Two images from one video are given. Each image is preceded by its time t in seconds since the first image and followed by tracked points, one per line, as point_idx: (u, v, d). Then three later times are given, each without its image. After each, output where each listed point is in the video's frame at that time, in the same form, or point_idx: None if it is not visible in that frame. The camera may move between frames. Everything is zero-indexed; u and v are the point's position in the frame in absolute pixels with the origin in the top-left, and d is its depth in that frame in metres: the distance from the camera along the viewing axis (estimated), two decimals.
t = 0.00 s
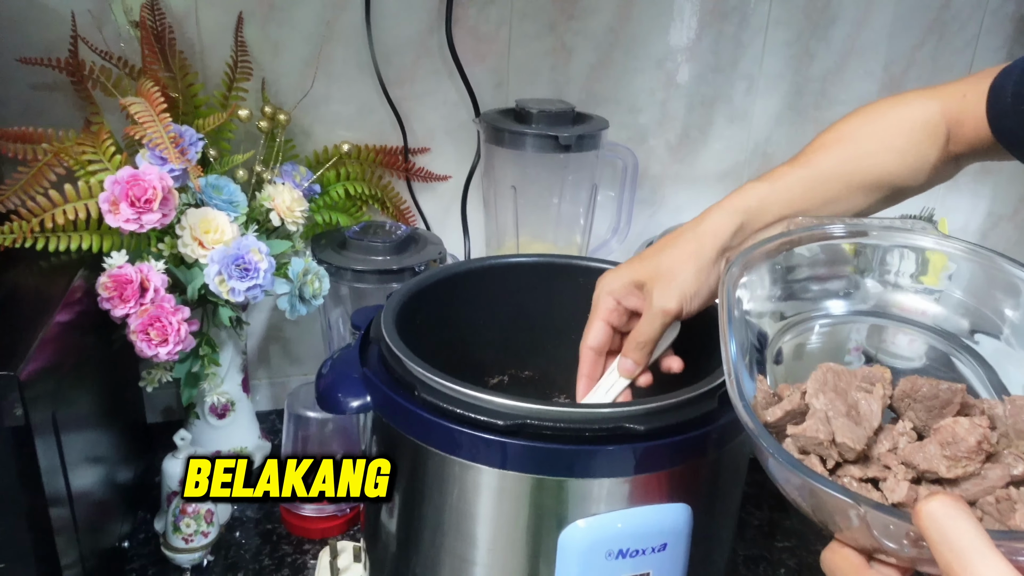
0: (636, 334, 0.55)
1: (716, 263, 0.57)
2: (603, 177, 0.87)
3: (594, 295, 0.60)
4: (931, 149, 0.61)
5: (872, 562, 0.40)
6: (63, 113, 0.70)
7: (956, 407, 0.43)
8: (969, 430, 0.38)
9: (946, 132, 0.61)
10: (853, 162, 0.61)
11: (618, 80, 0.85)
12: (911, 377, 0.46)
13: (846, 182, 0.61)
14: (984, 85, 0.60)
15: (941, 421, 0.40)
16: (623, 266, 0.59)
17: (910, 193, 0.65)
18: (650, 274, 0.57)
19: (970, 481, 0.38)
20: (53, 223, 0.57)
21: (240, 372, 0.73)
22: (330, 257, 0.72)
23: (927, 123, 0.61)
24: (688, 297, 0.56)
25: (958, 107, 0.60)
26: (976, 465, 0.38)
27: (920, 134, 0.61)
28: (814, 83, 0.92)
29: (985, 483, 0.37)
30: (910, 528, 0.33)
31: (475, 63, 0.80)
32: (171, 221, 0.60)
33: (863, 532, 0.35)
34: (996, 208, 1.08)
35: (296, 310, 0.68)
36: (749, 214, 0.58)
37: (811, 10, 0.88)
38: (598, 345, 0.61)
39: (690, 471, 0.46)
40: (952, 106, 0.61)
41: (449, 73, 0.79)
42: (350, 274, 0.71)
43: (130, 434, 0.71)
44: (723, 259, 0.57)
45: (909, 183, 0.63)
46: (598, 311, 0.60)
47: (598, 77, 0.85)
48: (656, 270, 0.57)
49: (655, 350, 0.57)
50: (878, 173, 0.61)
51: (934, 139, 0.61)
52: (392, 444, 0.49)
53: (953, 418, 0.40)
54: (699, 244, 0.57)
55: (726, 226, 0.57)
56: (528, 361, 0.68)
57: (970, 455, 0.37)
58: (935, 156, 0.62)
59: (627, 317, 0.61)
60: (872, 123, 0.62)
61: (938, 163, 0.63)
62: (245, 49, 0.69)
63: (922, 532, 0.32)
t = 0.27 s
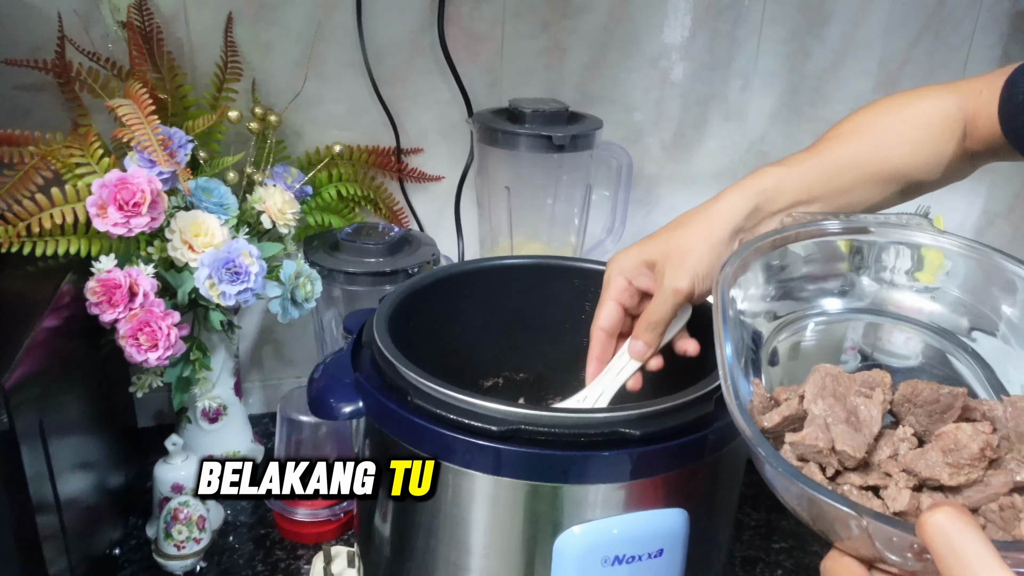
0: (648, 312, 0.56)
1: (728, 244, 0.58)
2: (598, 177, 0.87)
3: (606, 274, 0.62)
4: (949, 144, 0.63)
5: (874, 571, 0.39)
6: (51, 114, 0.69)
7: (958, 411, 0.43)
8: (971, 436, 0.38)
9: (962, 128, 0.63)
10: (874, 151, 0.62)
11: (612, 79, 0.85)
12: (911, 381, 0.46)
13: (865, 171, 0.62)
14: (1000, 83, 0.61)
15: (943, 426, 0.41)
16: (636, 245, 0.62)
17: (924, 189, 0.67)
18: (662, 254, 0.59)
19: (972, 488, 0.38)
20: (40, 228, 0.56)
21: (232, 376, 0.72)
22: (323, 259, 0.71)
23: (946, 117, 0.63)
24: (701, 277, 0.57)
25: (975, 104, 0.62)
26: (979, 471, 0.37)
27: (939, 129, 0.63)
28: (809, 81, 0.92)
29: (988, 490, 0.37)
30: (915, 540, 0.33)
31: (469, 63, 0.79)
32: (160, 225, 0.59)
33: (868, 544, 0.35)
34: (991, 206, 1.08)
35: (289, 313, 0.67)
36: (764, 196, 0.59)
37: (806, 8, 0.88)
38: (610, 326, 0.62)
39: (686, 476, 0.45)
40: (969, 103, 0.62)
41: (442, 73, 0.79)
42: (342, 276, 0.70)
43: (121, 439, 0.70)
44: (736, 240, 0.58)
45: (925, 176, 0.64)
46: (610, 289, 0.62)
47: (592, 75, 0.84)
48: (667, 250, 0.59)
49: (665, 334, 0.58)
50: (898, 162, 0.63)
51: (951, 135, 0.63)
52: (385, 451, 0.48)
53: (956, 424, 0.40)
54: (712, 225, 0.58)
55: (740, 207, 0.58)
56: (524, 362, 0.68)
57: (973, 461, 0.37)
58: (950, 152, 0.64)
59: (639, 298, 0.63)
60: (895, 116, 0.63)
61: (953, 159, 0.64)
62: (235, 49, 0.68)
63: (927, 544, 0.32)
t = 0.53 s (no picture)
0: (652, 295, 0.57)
1: (731, 231, 0.62)
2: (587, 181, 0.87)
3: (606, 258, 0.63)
4: (949, 145, 0.64)
5: None
6: (34, 120, 0.68)
7: (954, 417, 0.43)
8: (965, 444, 0.38)
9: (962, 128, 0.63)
10: (872, 149, 0.64)
11: (601, 82, 0.85)
12: (905, 387, 0.46)
13: (861, 167, 0.65)
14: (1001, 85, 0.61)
15: (938, 434, 0.41)
16: (637, 231, 0.62)
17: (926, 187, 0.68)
18: (666, 240, 0.60)
19: (966, 496, 0.38)
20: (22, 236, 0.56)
21: (219, 383, 0.72)
22: (309, 265, 0.70)
23: (947, 117, 0.63)
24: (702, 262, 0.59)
25: (976, 105, 0.62)
26: (974, 479, 0.37)
27: (938, 129, 0.64)
28: (797, 84, 0.92)
29: (983, 498, 0.37)
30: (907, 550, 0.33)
31: (457, 66, 0.79)
32: (145, 232, 0.59)
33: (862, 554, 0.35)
34: (979, 207, 1.08)
35: (276, 320, 0.67)
36: (766, 186, 0.63)
37: (794, 11, 0.88)
38: (610, 313, 0.62)
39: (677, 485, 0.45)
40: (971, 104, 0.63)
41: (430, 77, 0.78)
42: (330, 282, 0.70)
43: (106, 448, 0.69)
44: (738, 227, 0.62)
45: (926, 174, 0.66)
46: (609, 275, 0.62)
47: (581, 79, 0.84)
48: (671, 237, 0.61)
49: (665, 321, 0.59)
50: (894, 160, 0.65)
51: (951, 134, 0.64)
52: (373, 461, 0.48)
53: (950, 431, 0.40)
54: (718, 211, 0.61)
55: (744, 195, 0.62)
56: (513, 369, 0.67)
57: (968, 469, 0.37)
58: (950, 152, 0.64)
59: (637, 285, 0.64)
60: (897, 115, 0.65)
61: (953, 159, 0.65)
62: (220, 53, 0.68)
63: (922, 554, 0.31)
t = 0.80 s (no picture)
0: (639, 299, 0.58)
1: (717, 235, 0.62)
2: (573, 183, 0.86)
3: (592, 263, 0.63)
4: (934, 149, 0.63)
5: None
6: (13, 123, 0.68)
7: (937, 425, 0.44)
8: (950, 451, 0.38)
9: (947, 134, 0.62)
10: (856, 154, 0.63)
11: (587, 85, 0.85)
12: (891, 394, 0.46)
13: (845, 172, 0.64)
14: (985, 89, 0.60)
15: (923, 442, 0.41)
16: (624, 237, 0.63)
17: (915, 192, 0.67)
18: (651, 245, 0.62)
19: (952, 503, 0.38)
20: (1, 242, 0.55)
21: (203, 389, 0.71)
22: (294, 270, 0.70)
23: (932, 122, 0.62)
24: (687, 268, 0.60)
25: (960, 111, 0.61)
26: (959, 487, 0.38)
27: (923, 133, 0.62)
28: (784, 86, 0.92)
29: (968, 505, 0.38)
30: (894, 554, 0.33)
31: (443, 69, 0.79)
32: (126, 238, 0.58)
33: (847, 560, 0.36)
34: (964, 208, 1.08)
35: (260, 325, 0.66)
36: (753, 190, 0.63)
37: (781, 13, 0.88)
38: (597, 318, 0.62)
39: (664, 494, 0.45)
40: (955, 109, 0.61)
41: (415, 79, 0.78)
42: (315, 287, 0.69)
43: (89, 455, 0.69)
44: (723, 231, 0.63)
45: (911, 180, 0.65)
46: (597, 279, 0.62)
47: (568, 82, 0.84)
48: (657, 242, 0.62)
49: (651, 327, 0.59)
50: (878, 165, 0.64)
51: (936, 140, 0.62)
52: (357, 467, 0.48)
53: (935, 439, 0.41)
54: (704, 215, 0.61)
55: (731, 198, 0.62)
56: (499, 374, 0.67)
57: (953, 476, 0.38)
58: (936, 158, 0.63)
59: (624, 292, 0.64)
60: (884, 119, 0.64)
61: (939, 165, 0.64)
62: (203, 55, 0.67)
63: (908, 561, 0.31)
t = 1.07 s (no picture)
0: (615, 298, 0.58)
1: (691, 229, 0.63)
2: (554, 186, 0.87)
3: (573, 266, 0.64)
4: (915, 157, 0.63)
5: None
6: None
7: (913, 430, 0.45)
8: (925, 457, 0.40)
9: (928, 142, 0.63)
10: (837, 159, 0.64)
11: (567, 87, 0.85)
12: (867, 401, 0.48)
13: (826, 177, 0.64)
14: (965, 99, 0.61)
15: (898, 448, 0.42)
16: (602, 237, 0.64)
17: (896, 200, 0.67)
18: (626, 241, 0.62)
19: (927, 509, 0.39)
20: None
21: (183, 397, 0.71)
22: (274, 275, 0.69)
23: (913, 130, 0.63)
24: (661, 260, 0.60)
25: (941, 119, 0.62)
26: (934, 492, 0.39)
27: (904, 140, 0.63)
28: (763, 88, 0.93)
29: (943, 510, 0.38)
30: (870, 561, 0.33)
31: (423, 72, 0.78)
32: (102, 246, 0.57)
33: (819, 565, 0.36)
34: (943, 207, 1.09)
35: (240, 332, 0.66)
36: (724, 188, 0.64)
37: (759, 15, 0.88)
38: (578, 319, 0.62)
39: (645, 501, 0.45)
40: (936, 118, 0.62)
41: (395, 83, 0.78)
42: (295, 293, 0.69)
43: (67, 465, 0.68)
44: (697, 226, 0.63)
45: (892, 187, 0.65)
46: (577, 278, 0.63)
47: (548, 84, 0.84)
48: (631, 238, 0.63)
49: (629, 325, 0.60)
50: (860, 172, 0.64)
51: (916, 148, 0.63)
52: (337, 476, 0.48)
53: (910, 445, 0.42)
54: (676, 211, 0.62)
55: (702, 195, 0.63)
56: (481, 379, 0.67)
57: (929, 482, 0.39)
58: (917, 166, 0.64)
59: (604, 291, 0.64)
60: (866, 126, 0.64)
61: (921, 173, 0.64)
62: (178, 60, 0.67)
63: (885, 568, 0.32)
